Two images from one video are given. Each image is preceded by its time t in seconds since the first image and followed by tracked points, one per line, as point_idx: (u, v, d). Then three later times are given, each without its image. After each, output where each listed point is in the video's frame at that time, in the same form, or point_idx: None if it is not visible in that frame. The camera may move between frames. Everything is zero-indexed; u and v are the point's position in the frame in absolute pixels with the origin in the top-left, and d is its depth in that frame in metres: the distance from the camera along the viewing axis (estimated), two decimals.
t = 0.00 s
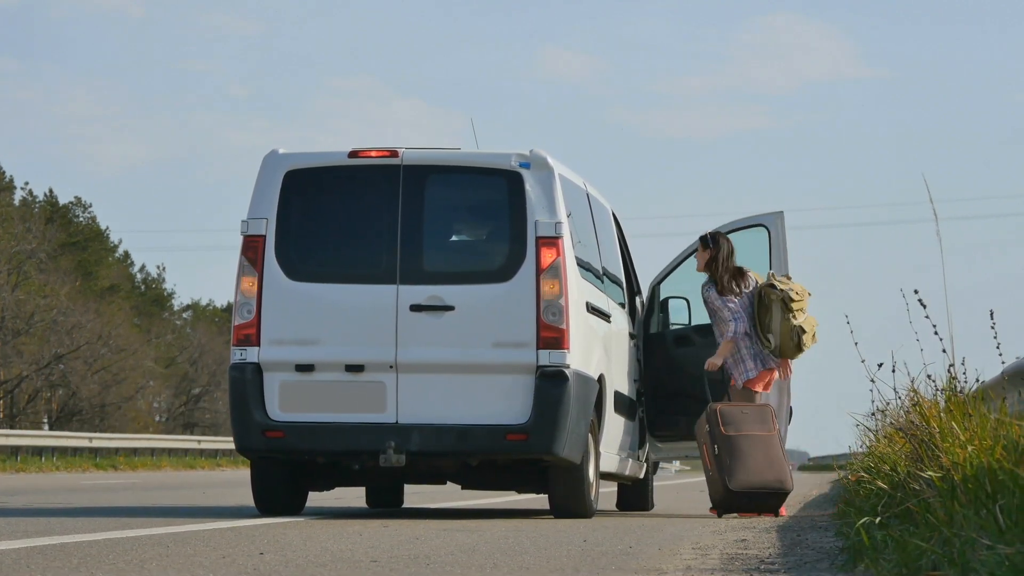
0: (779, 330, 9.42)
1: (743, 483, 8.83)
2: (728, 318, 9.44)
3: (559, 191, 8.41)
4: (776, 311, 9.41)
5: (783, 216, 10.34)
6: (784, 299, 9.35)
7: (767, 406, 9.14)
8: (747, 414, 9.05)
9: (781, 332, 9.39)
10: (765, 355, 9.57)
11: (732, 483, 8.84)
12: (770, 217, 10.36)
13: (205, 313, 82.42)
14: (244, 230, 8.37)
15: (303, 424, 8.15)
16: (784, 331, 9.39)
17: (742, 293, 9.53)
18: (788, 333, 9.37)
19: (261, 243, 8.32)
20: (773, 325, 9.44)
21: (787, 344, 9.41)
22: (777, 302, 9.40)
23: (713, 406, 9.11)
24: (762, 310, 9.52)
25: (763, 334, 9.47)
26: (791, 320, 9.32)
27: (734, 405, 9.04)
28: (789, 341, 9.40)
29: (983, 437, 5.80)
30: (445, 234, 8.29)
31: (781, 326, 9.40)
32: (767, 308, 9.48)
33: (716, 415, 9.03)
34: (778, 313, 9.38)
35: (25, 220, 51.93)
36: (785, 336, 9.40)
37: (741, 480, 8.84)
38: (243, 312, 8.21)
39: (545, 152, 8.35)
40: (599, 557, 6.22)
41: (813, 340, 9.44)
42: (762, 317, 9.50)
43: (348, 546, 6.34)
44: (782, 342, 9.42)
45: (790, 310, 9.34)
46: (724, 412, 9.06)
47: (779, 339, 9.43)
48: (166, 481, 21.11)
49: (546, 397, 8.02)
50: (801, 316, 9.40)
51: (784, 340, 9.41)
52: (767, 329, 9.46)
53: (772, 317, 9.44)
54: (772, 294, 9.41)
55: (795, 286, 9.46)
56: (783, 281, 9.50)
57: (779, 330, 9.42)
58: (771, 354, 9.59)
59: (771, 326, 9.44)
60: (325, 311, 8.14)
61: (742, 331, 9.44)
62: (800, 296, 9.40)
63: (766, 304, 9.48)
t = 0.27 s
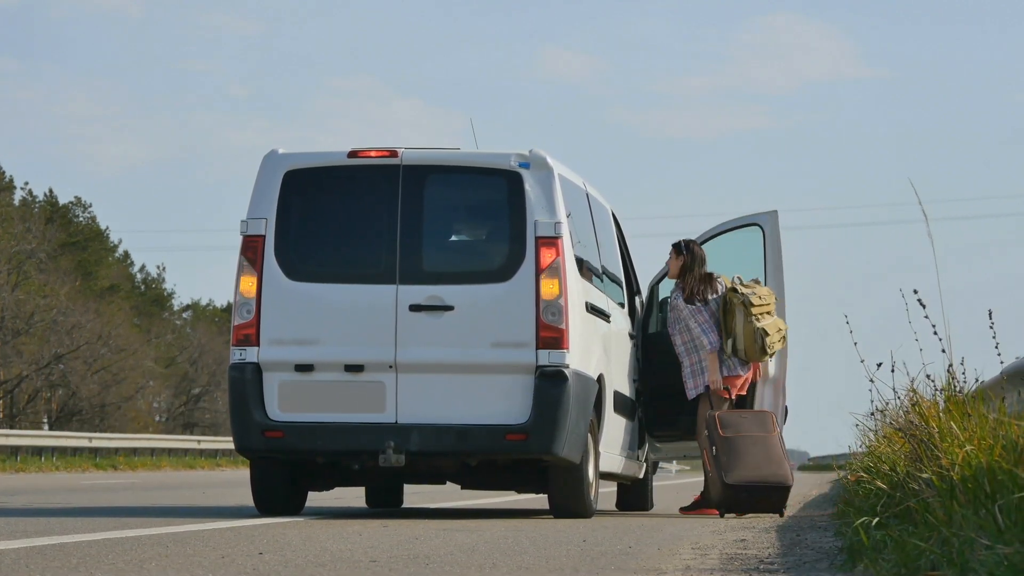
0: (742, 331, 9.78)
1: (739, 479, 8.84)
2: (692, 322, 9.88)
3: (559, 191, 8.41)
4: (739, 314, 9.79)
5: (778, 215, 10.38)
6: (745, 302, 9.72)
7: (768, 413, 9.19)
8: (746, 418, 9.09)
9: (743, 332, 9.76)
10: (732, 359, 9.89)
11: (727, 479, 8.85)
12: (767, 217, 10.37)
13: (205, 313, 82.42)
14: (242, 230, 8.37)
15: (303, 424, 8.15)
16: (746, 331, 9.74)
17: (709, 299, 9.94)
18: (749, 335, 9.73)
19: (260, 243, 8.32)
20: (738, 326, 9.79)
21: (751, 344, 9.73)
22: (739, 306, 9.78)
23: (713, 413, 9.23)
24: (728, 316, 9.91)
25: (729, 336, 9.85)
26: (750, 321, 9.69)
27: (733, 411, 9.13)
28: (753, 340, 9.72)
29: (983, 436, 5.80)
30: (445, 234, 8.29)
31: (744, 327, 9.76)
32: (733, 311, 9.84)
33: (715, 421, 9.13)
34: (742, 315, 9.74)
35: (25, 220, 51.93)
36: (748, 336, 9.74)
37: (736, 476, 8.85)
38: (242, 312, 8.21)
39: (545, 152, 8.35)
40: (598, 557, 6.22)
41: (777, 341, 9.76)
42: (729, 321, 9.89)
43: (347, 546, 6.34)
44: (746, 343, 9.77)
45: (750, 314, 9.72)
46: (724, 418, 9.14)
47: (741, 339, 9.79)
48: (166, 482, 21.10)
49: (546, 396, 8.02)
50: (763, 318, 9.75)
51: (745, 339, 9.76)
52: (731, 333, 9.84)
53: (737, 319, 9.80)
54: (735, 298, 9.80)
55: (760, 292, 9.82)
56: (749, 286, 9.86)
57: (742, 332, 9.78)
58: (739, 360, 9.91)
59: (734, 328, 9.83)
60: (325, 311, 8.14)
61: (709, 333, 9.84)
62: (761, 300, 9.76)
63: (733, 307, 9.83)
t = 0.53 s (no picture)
0: (733, 324, 9.83)
1: (739, 477, 8.85)
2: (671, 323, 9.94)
3: (559, 191, 8.41)
4: (726, 308, 9.85)
5: (781, 215, 10.37)
6: (733, 295, 9.79)
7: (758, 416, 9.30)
8: (738, 420, 9.19)
9: (735, 324, 9.83)
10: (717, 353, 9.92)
11: (727, 477, 8.85)
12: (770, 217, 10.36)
13: (205, 313, 82.41)
14: (242, 230, 8.37)
15: (303, 424, 8.15)
16: (738, 323, 9.82)
17: (690, 295, 9.98)
18: (741, 327, 9.81)
19: (260, 243, 8.32)
20: (728, 319, 9.84)
21: (745, 334, 9.82)
22: (728, 299, 9.83)
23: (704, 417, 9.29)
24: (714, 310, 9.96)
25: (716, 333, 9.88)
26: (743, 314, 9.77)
27: (724, 413, 9.22)
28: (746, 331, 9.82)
29: (982, 436, 5.81)
30: (445, 234, 8.29)
31: (735, 319, 9.82)
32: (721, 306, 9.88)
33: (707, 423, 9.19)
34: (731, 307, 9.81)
35: (24, 220, 51.94)
36: (740, 328, 9.82)
37: (736, 473, 8.87)
38: (242, 312, 8.21)
39: (545, 152, 8.35)
40: (597, 557, 6.23)
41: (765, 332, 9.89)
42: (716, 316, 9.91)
43: (347, 546, 6.34)
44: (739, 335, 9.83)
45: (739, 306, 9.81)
46: (716, 420, 9.21)
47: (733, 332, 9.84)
48: (165, 482, 21.10)
49: (545, 396, 8.02)
50: (752, 310, 9.84)
51: (737, 330, 9.82)
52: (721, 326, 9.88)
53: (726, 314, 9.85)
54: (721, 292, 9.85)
55: (744, 283, 9.88)
56: (731, 278, 9.92)
57: (733, 324, 9.83)
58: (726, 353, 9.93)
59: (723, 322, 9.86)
60: (324, 311, 8.14)
61: (686, 334, 9.90)
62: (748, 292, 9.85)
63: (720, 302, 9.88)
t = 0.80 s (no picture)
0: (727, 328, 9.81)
1: (737, 474, 8.86)
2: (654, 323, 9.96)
3: (558, 191, 8.41)
4: (721, 310, 9.81)
5: (779, 215, 10.38)
6: (732, 299, 9.77)
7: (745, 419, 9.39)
8: (728, 422, 9.26)
9: (728, 329, 9.81)
10: (698, 353, 9.96)
11: (724, 475, 8.85)
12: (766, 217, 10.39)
13: (204, 313, 82.41)
14: (241, 230, 8.37)
15: (302, 424, 8.15)
16: (733, 328, 9.81)
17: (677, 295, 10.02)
18: (735, 333, 9.82)
19: (259, 243, 8.32)
20: (723, 322, 9.81)
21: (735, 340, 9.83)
22: (726, 303, 9.79)
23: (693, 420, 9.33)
24: (705, 310, 9.90)
25: (706, 335, 9.85)
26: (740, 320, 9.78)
27: (714, 416, 9.29)
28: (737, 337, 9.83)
29: (981, 436, 5.80)
30: (444, 234, 8.29)
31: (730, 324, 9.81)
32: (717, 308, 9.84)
33: (698, 425, 9.22)
34: (727, 313, 9.79)
35: (25, 219, 51.94)
36: (733, 333, 9.82)
37: (733, 471, 8.88)
38: (242, 312, 8.21)
39: (544, 152, 8.35)
40: (597, 557, 6.22)
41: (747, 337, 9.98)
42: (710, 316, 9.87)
43: (346, 546, 6.33)
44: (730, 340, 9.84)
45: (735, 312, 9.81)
46: (706, 422, 9.26)
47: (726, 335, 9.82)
48: (165, 482, 21.10)
49: (545, 396, 8.02)
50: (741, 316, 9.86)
51: (729, 335, 9.82)
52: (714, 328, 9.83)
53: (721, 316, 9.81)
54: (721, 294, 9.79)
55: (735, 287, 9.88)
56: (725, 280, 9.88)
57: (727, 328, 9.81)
58: (707, 353, 9.97)
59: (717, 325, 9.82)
60: (324, 311, 8.14)
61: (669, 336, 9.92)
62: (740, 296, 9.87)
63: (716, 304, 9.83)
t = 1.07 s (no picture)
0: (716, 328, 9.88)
1: (730, 474, 8.87)
2: (646, 324, 9.98)
3: (558, 191, 8.41)
4: (710, 311, 9.86)
5: (780, 215, 10.37)
6: (720, 300, 9.82)
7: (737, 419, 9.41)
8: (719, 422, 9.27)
9: (717, 329, 9.88)
10: (690, 353, 10.02)
11: (718, 474, 8.86)
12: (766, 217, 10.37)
13: (204, 313, 82.41)
14: (241, 230, 8.37)
15: (302, 424, 8.16)
16: (721, 328, 9.88)
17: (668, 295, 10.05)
18: (724, 333, 9.89)
19: (259, 243, 8.32)
20: (711, 323, 9.88)
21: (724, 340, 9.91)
22: (713, 303, 9.84)
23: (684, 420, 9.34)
24: (693, 310, 9.96)
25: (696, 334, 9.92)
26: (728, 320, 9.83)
27: (706, 416, 9.30)
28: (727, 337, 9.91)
29: (981, 436, 5.80)
30: (444, 234, 8.29)
31: (718, 325, 9.87)
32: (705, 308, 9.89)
33: (690, 425, 9.23)
34: (715, 313, 9.84)
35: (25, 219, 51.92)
36: (722, 333, 9.89)
37: (727, 470, 8.89)
38: (241, 312, 8.21)
39: (544, 152, 8.35)
40: (597, 557, 6.22)
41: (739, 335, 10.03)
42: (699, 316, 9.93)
43: (346, 546, 6.33)
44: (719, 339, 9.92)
45: (724, 312, 9.86)
46: (698, 422, 9.27)
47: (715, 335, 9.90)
48: (164, 482, 21.09)
49: (544, 396, 8.02)
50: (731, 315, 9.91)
51: (719, 335, 9.89)
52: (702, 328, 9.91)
53: (709, 316, 9.88)
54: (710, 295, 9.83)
55: (724, 285, 9.91)
56: (712, 279, 9.92)
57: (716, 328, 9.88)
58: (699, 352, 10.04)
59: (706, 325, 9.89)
60: (323, 311, 8.14)
61: (661, 336, 9.91)
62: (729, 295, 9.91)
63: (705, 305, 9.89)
